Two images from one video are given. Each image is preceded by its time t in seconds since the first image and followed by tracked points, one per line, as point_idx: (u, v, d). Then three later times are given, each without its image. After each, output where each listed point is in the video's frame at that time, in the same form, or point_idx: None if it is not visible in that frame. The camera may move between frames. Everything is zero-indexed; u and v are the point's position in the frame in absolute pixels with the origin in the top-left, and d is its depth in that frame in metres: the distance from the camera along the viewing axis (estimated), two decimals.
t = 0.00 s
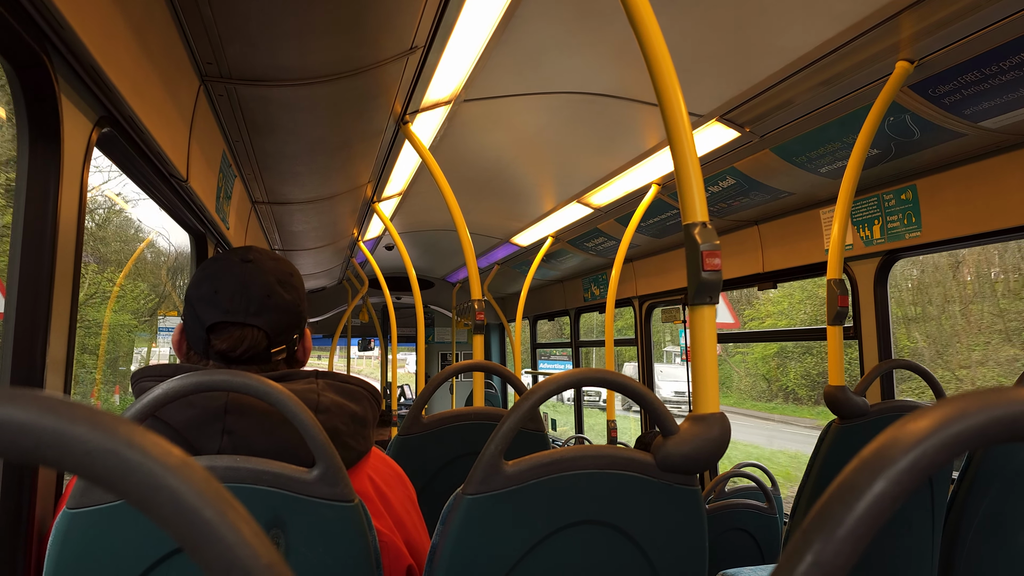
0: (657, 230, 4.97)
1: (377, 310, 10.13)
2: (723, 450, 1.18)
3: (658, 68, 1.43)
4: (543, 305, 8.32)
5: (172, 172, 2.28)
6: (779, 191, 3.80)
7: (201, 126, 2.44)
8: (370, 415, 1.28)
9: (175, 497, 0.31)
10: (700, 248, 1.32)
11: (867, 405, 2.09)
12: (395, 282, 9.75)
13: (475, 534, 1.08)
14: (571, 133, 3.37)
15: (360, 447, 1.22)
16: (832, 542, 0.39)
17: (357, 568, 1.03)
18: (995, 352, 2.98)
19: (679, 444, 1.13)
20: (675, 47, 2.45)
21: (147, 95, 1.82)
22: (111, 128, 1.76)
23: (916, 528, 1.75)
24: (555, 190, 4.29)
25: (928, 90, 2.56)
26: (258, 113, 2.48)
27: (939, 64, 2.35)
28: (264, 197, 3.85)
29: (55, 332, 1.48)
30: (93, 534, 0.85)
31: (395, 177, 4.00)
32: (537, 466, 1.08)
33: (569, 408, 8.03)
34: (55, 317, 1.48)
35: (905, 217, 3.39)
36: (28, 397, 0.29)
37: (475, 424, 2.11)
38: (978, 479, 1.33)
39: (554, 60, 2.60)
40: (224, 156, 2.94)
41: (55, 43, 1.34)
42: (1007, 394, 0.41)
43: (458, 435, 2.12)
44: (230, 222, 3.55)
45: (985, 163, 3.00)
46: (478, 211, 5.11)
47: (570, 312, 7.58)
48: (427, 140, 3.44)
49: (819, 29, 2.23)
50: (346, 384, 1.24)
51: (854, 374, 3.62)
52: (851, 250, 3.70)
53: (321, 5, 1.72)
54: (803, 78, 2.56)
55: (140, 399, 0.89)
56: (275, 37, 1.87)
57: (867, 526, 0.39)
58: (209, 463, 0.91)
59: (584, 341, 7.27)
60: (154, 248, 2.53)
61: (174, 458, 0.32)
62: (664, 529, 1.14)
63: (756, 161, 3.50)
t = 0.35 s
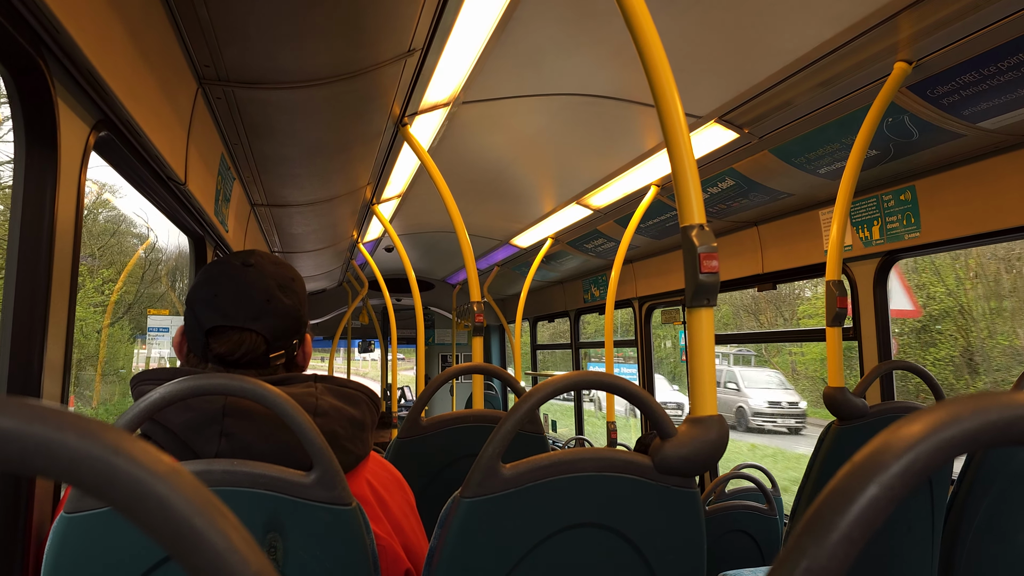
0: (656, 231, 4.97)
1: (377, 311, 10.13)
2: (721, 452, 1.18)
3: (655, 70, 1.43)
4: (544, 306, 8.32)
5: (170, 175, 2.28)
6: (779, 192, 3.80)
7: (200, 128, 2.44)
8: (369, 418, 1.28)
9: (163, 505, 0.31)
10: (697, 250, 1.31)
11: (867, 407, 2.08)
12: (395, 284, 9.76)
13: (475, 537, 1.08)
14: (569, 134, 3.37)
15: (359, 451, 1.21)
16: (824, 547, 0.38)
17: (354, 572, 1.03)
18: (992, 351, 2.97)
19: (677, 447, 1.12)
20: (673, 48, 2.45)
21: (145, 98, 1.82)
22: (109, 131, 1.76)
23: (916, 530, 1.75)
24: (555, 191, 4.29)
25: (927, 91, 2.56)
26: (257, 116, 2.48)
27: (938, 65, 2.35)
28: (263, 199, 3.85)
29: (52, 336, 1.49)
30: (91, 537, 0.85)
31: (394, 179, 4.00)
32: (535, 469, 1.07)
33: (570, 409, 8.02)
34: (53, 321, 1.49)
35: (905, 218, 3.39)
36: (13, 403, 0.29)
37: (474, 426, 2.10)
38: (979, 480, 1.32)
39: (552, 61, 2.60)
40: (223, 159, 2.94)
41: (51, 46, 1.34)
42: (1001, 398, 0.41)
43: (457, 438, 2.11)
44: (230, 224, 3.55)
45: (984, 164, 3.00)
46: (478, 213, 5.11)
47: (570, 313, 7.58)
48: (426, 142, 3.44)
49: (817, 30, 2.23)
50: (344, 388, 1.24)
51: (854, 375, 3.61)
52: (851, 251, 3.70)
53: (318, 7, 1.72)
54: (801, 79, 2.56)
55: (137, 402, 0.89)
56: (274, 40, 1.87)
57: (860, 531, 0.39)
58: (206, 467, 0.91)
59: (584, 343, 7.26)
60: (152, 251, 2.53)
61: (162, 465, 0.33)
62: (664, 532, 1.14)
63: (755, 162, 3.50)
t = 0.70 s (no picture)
0: (655, 227, 4.97)
1: (377, 309, 10.13)
2: (719, 447, 1.18)
3: (651, 65, 1.42)
4: (543, 303, 8.33)
5: (168, 173, 2.28)
6: (777, 187, 3.80)
7: (197, 127, 2.44)
8: (367, 418, 1.28)
9: (154, 503, 0.31)
10: (695, 246, 1.31)
11: (866, 402, 2.08)
12: (395, 282, 9.76)
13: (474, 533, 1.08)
14: (567, 131, 3.36)
15: (357, 449, 1.21)
16: (818, 543, 0.38)
17: (352, 569, 1.03)
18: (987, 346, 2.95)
19: (675, 444, 1.12)
20: (671, 43, 2.44)
21: (141, 96, 1.82)
22: (105, 130, 1.76)
23: (915, 525, 1.75)
24: (553, 188, 4.29)
25: (925, 86, 2.56)
26: (254, 114, 2.47)
27: (936, 60, 2.35)
28: (262, 198, 3.85)
29: (50, 335, 1.49)
30: (88, 537, 0.85)
31: (392, 177, 4.00)
32: (534, 465, 1.08)
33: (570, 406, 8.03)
34: (50, 320, 1.49)
35: (904, 213, 3.38)
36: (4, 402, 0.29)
37: (473, 423, 2.11)
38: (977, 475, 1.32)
39: (549, 58, 2.60)
40: (221, 157, 2.93)
41: (46, 45, 1.34)
42: (995, 392, 0.41)
43: (456, 435, 2.12)
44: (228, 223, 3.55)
45: (982, 158, 3.00)
46: (477, 210, 5.11)
47: (570, 310, 7.58)
48: (424, 139, 3.43)
49: (815, 25, 2.22)
50: (342, 387, 1.25)
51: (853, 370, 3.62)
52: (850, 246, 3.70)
53: (314, 5, 1.71)
54: (799, 74, 2.56)
55: (134, 402, 0.89)
56: (270, 38, 1.87)
57: (853, 526, 0.38)
58: (204, 466, 0.91)
59: (584, 339, 7.27)
60: (150, 249, 2.53)
61: (154, 463, 0.33)
62: (663, 528, 1.14)
63: (753, 157, 3.50)
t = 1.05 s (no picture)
0: (654, 232, 4.98)
1: (376, 315, 10.12)
2: (719, 455, 1.17)
3: (650, 73, 1.43)
4: (542, 308, 8.32)
5: (167, 181, 2.28)
6: (776, 192, 3.81)
7: (196, 135, 2.44)
8: (367, 425, 1.28)
9: (154, 522, 0.31)
10: (694, 253, 1.31)
11: (866, 407, 2.08)
12: (395, 287, 9.75)
13: (474, 542, 1.08)
14: (566, 137, 3.37)
15: (356, 457, 1.21)
16: (820, 557, 0.38)
17: None
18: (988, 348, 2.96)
19: (675, 451, 1.12)
20: (669, 49, 2.45)
21: (140, 104, 1.82)
22: (104, 138, 1.76)
23: (916, 531, 1.75)
24: (553, 193, 4.29)
25: (923, 91, 2.57)
26: (253, 121, 2.48)
27: (933, 65, 2.36)
28: (261, 204, 3.85)
29: (49, 344, 1.48)
30: (84, 551, 0.84)
31: (391, 183, 4.01)
32: (533, 474, 1.07)
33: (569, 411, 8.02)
34: (49, 329, 1.48)
35: (902, 218, 3.39)
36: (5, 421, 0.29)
37: (473, 430, 2.10)
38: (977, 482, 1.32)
39: (548, 65, 2.61)
40: (219, 164, 2.94)
41: (45, 54, 1.34)
42: (994, 405, 0.41)
43: (456, 442, 2.11)
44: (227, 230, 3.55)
45: (980, 163, 3.00)
46: (476, 216, 5.11)
47: (570, 315, 7.58)
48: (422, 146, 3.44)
49: (813, 31, 2.23)
50: (342, 394, 1.24)
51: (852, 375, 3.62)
52: (849, 251, 3.70)
53: (313, 13, 1.72)
54: (797, 80, 2.57)
55: (132, 412, 0.89)
56: (270, 46, 1.87)
57: (855, 541, 0.38)
58: (203, 476, 0.91)
59: (584, 345, 7.26)
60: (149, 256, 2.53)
61: (154, 481, 0.32)
62: (663, 536, 1.13)
63: (752, 163, 3.50)
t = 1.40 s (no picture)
0: (653, 231, 4.98)
1: (376, 315, 10.12)
2: (719, 451, 1.18)
3: (650, 69, 1.42)
4: (542, 308, 8.33)
5: (166, 180, 2.27)
6: (775, 191, 3.81)
7: (195, 133, 2.44)
8: (368, 423, 1.28)
9: (158, 512, 0.31)
10: (694, 250, 1.31)
11: (866, 405, 2.08)
12: (394, 287, 9.75)
13: (475, 539, 1.08)
14: (566, 135, 3.36)
15: (357, 455, 1.21)
16: (822, 548, 0.38)
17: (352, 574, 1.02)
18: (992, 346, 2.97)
19: (675, 448, 1.12)
20: (669, 47, 2.44)
21: (139, 103, 1.81)
22: (104, 137, 1.76)
23: (915, 527, 1.75)
24: (552, 192, 4.29)
25: (922, 89, 2.57)
26: (252, 120, 2.47)
27: (933, 63, 2.36)
28: (260, 204, 3.85)
29: (49, 343, 1.48)
30: (86, 546, 0.84)
31: (391, 183, 4.01)
32: (534, 470, 1.07)
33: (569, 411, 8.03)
34: (49, 328, 1.48)
35: (901, 216, 3.39)
36: (10, 411, 0.29)
37: (473, 428, 2.10)
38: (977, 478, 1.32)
39: (548, 63, 2.61)
40: (219, 163, 2.94)
41: (44, 52, 1.34)
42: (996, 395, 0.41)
43: (456, 441, 2.11)
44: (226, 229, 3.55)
45: (980, 161, 3.00)
46: (475, 215, 5.11)
47: (570, 314, 7.58)
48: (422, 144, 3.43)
49: (813, 29, 2.23)
50: (342, 392, 1.24)
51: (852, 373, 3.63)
52: (848, 249, 3.71)
53: (312, 11, 1.71)
54: (797, 78, 2.57)
55: (133, 409, 0.89)
56: (270, 44, 1.87)
57: (857, 531, 0.38)
58: (204, 473, 0.91)
59: (583, 344, 7.26)
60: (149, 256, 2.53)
61: (158, 471, 0.32)
62: (663, 533, 1.13)
63: (751, 161, 3.50)
